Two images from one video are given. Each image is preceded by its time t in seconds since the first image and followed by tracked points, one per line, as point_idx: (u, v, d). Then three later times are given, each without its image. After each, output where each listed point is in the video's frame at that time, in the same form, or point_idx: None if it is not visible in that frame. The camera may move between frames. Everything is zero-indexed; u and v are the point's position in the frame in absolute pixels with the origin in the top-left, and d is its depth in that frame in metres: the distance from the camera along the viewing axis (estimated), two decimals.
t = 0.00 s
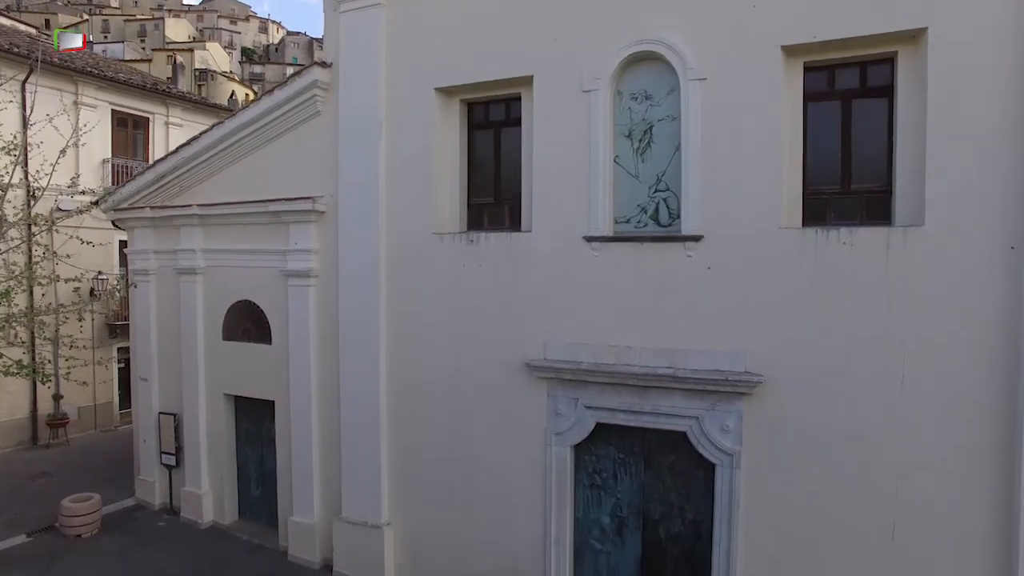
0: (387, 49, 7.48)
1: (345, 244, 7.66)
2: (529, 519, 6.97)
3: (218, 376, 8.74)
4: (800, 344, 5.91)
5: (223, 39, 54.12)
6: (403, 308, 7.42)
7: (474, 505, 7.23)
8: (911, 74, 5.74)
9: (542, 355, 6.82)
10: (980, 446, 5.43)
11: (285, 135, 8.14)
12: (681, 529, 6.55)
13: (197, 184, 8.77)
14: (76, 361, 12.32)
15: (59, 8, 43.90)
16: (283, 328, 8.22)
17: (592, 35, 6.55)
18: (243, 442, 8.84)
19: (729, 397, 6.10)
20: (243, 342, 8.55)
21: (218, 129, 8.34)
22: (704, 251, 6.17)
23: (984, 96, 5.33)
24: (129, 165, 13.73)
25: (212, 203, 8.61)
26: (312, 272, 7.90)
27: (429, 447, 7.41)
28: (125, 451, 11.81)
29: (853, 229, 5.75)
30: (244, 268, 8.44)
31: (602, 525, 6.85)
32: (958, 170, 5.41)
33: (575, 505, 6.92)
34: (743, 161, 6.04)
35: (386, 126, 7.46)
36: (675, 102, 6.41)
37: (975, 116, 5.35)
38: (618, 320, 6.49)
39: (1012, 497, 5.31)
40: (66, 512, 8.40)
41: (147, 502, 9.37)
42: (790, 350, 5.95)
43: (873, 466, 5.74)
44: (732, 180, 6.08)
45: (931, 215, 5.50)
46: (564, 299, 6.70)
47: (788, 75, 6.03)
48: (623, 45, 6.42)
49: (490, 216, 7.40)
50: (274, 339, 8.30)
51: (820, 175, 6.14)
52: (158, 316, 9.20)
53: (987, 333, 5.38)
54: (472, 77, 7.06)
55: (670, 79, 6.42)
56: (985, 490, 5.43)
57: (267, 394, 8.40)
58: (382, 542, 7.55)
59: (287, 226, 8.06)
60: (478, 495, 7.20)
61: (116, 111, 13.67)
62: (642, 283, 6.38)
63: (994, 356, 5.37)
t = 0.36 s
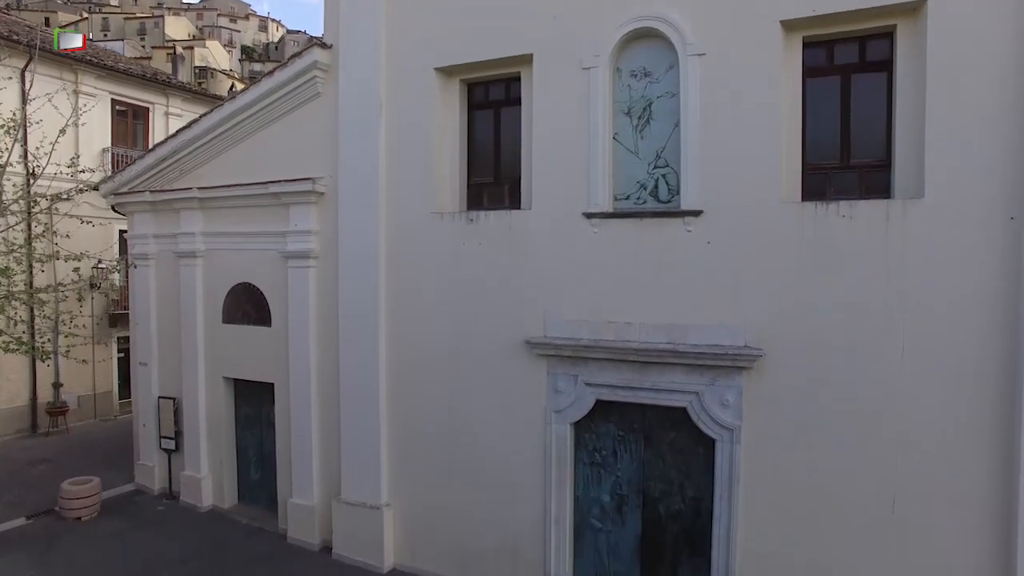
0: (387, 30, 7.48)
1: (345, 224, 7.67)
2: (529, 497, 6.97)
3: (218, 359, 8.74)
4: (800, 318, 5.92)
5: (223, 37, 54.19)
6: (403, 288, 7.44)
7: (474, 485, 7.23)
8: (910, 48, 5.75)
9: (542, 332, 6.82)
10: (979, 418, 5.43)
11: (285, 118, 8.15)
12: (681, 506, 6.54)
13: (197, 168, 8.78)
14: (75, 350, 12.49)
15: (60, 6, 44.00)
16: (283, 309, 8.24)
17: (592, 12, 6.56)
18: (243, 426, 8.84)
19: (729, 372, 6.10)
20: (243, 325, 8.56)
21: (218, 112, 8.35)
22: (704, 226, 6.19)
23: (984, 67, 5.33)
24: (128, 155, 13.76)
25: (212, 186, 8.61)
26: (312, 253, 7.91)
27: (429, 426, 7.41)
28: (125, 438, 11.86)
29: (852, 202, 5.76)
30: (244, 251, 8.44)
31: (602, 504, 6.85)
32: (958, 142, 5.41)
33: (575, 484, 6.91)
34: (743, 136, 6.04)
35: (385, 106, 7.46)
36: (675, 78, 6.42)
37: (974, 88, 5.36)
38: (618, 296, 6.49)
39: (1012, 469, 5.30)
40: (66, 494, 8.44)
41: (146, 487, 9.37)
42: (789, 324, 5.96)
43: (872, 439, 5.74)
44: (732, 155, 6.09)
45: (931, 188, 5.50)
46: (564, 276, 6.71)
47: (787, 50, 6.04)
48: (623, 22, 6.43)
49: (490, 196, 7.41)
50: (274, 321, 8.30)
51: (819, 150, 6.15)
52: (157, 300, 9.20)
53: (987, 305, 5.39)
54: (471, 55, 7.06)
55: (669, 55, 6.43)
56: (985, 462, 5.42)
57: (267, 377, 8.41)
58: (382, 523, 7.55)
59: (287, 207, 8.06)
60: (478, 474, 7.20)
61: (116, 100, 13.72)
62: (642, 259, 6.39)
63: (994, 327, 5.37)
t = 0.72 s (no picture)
0: (387, 9, 7.49)
1: (345, 203, 7.68)
2: (529, 475, 6.97)
3: (218, 341, 8.74)
4: (799, 290, 5.93)
5: (223, 36, 54.31)
6: (403, 266, 7.46)
7: (474, 463, 7.22)
8: (910, 19, 5.75)
9: (541, 308, 6.82)
10: (979, 389, 5.43)
11: (285, 99, 8.15)
12: (681, 482, 6.54)
13: (197, 150, 8.78)
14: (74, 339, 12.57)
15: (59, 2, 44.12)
16: (282, 290, 8.24)
17: None
18: (242, 409, 8.84)
19: (729, 345, 6.11)
20: (243, 307, 8.57)
21: (218, 94, 8.35)
22: (703, 199, 6.19)
23: (984, 36, 5.33)
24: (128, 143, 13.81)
25: (212, 168, 8.60)
26: (311, 233, 7.91)
27: (428, 405, 7.40)
28: (124, 426, 11.89)
29: (852, 174, 5.76)
30: (244, 232, 8.44)
31: (602, 481, 6.84)
32: (958, 111, 5.42)
33: (575, 461, 6.91)
34: (742, 109, 6.04)
35: (385, 86, 7.47)
36: (675, 54, 6.42)
37: (974, 57, 5.36)
38: (618, 272, 6.50)
39: (1011, 439, 5.30)
40: (66, 476, 8.44)
41: (146, 472, 9.38)
42: (789, 297, 5.97)
43: (872, 411, 5.75)
44: (732, 127, 6.09)
45: (930, 158, 5.50)
46: (564, 252, 6.72)
47: (787, 24, 6.05)
48: None
49: (489, 174, 7.42)
50: (274, 302, 8.31)
51: (819, 124, 6.16)
52: (157, 285, 9.20)
53: (986, 275, 5.39)
54: (471, 33, 7.07)
55: (669, 31, 6.43)
56: (984, 433, 5.42)
57: (266, 358, 8.41)
58: (381, 503, 7.55)
59: (287, 188, 8.07)
60: (477, 453, 7.20)
61: (117, 89, 13.79)
62: (642, 234, 6.40)
63: (994, 297, 5.37)
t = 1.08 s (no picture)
0: None
1: (345, 184, 7.68)
2: (528, 454, 6.95)
3: (218, 324, 8.74)
4: (799, 265, 5.93)
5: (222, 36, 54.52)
6: (403, 246, 7.46)
7: (473, 443, 7.21)
8: None
9: (540, 285, 6.81)
10: (978, 361, 5.43)
11: (284, 81, 8.15)
12: (681, 459, 6.53)
13: (196, 133, 8.79)
14: (73, 328, 12.75)
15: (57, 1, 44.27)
16: (281, 272, 8.25)
17: None
18: (241, 392, 8.84)
19: (729, 320, 6.11)
20: (242, 289, 8.57)
21: (218, 76, 8.35)
22: (703, 174, 6.20)
23: (983, 5, 5.33)
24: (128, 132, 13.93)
25: (211, 151, 8.60)
26: (311, 214, 7.91)
27: (428, 385, 7.40)
28: (123, 413, 11.94)
29: (851, 147, 5.77)
30: (243, 215, 8.44)
31: (602, 459, 6.83)
32: (958, 82, 5.41)
33: (575, 439, 6.90)
34: (741, 83, 6.04)
35: (384, 66, 7.47)
36: (674, 30, 6.43)
37: (974, 28, 5.36)
38: (617, 248, 6.51)
39: (1011, 410, 5.30)
40: (65, 459, 8.43)
41: (145, 456, 9.39)
42: (788, 270, 5.97)
43: (872, 383, 5.74)
44: (731, 102, 6.09)
45: (930, 130, 5.50)
46: (563, 230, 6.72)
47: None
48: None
49: (488, 154, 7.43)
50: (273, 284, 8.31)
51: (818, 99, 6.16)
52: (157, 269, 9.21)
53: (985, 245, 5.39)
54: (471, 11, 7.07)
55: (668, 7, 6.44)
56: (983, 405, 5.42)
57: (265, 341, 8.40)
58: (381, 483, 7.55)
59: (286, 170, 8.07)
60: (476, 432, 7.19)
61: (116, 78, 13.91)
62: (642, 210, 6.40)
63: (993, 268, 5.37)
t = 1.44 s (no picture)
0: None
1: (344, 165, 7.68)
2: (528, 433, 6.94)
3: (217, 308, 8.73)
4: (799, 239, 5.93)
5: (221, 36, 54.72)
6: (402, 225, 7.46)
7: (473, 422, 7.20)
8: None
9: (540, 263, 6.81)
10: (978, 333, 5.42)
11: (284, 63, 8.14)
12: (681, 436, 6.52)
13: (196, 117, 8.79)
14: (72, 315, 13.01)
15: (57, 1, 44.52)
16: (281, 254, 8.25)
17: None
18: (240, 376, 8.84)
19: (728, 295, 6.11)
20: (241, 272, 8.57)
21: (218, 59, 8.35)
22: (702, 150, 6.21)
23: None
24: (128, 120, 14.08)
25: (211, 134, 8.60)
26: (311, 195, 7.91)
27: (428, 364, 7.40)
28: (122, 402, 11.98)
29: (850, 120, 5.77)
30: (243, 197, 8.44)
31: (602, 437, 6.82)
32: (958, 53, 5.41)
33: (574, 417, 6.90)
34: (741, 57, 6.04)
35: (384, 46, 7.47)
36: (673, 7, 6.43)
37: None
38: (617, 225, 6.52)
39: (1011, 382, 5.28)
40: (64, 442, 8.43)
41: (144, 442, 9.40)
42: (788, 245, 5.96)
43: (872, 357, 5.74)
44: (730, 76, 6.09)
45: (929, 102, 5.50)
46: (563, 207, 6.72)
47: None
48: None
49: (488, 134, 7.43)
50: (273, 267, 8.32)
51: (817, 74, 6.17)
52: (157, 254, 9.21)
53: (984, 217, 5.39)
54: None
55: None
56: (984, 377, 5.41)
57: (264, 323, 8.40)
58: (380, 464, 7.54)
59: (286, 151, 8.07)
60: (476, 412, 7.18)
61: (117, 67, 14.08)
62: (641, 187, 6.41)
63: (993, 240, 5.37)
